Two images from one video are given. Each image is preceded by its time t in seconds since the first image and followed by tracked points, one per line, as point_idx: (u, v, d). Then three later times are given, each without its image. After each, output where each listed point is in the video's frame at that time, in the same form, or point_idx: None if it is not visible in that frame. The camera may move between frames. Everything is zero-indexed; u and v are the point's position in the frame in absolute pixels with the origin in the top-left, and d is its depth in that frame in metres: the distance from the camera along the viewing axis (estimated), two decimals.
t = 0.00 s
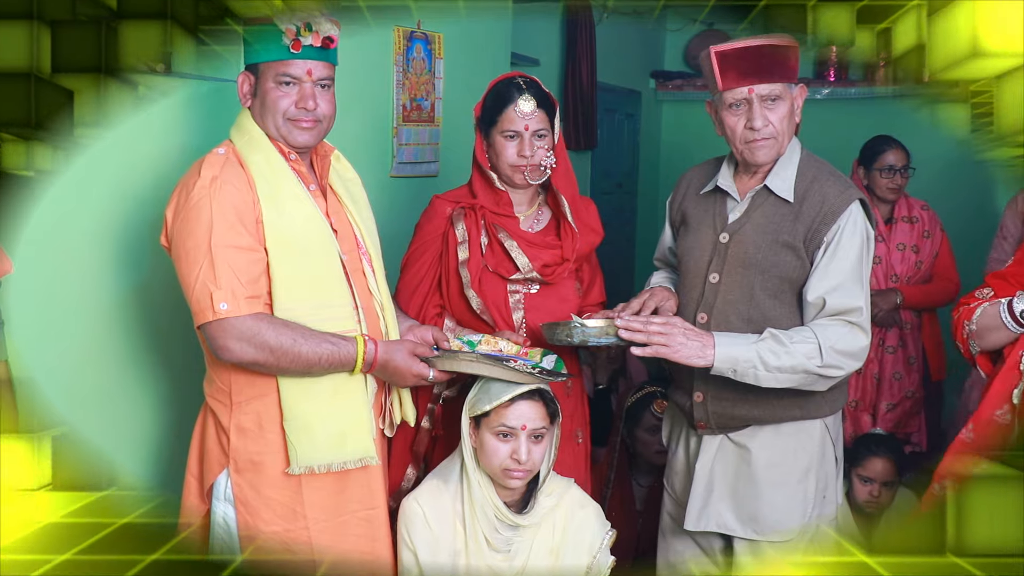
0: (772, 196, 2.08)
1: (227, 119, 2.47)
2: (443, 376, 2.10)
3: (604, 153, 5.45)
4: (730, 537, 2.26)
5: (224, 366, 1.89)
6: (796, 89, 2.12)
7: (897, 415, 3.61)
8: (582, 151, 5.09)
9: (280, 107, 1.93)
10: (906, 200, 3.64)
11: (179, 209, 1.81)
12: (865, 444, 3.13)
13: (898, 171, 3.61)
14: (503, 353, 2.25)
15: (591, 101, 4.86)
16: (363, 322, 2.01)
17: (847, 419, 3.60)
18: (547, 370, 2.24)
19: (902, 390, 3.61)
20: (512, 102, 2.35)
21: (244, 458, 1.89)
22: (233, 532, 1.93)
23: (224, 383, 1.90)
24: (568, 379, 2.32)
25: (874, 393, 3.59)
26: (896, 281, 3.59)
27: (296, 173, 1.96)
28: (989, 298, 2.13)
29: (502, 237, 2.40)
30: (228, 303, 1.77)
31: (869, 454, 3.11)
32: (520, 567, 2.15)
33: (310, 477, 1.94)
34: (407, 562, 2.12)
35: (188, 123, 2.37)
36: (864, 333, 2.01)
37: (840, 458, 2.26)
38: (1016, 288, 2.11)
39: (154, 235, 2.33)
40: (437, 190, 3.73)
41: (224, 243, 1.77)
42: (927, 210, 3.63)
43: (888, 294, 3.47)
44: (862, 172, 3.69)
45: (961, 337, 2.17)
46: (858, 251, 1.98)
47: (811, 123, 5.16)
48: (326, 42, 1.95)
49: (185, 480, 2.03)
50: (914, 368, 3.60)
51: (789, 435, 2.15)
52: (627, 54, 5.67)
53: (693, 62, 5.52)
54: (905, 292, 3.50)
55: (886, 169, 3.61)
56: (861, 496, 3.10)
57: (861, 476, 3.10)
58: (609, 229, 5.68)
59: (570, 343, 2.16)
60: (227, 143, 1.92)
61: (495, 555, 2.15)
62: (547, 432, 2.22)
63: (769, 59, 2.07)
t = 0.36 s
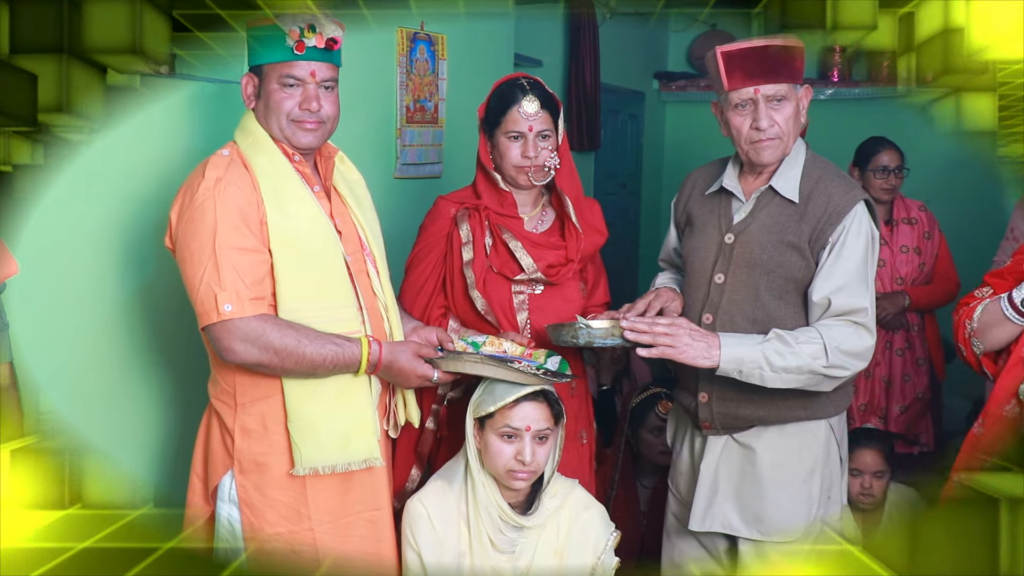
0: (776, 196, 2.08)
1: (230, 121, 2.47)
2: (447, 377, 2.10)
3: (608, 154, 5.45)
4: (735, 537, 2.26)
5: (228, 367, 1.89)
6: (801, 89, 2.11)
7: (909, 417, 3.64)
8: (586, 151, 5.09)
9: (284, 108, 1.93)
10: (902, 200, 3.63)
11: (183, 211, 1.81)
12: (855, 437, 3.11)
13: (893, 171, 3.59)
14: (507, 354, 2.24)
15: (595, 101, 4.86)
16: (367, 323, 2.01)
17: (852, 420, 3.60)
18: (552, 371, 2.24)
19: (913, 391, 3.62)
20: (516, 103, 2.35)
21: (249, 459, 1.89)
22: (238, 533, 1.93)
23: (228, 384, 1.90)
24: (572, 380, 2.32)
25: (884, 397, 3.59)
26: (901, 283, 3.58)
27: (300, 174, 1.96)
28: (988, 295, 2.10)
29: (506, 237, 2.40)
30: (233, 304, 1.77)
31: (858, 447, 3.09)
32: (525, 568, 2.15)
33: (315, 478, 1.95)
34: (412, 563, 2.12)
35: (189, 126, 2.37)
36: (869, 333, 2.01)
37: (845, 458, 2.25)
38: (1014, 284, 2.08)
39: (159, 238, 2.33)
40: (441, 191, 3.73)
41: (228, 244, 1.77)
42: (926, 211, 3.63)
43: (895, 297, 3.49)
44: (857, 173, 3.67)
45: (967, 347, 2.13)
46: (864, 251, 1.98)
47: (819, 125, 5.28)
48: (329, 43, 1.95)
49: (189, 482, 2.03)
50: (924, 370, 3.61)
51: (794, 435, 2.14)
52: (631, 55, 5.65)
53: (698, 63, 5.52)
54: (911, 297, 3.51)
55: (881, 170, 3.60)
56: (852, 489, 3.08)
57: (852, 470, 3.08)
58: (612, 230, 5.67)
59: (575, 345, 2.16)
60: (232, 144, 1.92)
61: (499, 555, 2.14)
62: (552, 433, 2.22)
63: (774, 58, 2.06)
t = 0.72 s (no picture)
0: (781, 198, 2.08)
1: (233, 121, 2.47)
2: (451, 378, 2.10)
3: (611, 154, 5.44)
4: (739, 539, 2.25)
5: (232, 368, 1.89)
6: (805, 90, 2.11)
7: (911, 420, 3.62)
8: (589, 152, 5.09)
9: (287, 109, 1.93)
10: (903, 201, 3.63)
11: (187, 211, 1.80)
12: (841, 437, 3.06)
13: (893, 172, 3.61)
14: (511, 355, 2.24)
15: (598, 102, 4.86)
16: (370, 324, 2.01)
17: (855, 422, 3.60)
18: (555, 372, 2.24)
19: (916, 395, 3.61)
20: (520, 104, 2.35)
21: (252, 460, 1.89)
22: (241, 534, 1.93)
23: (232, 385, 1.90)
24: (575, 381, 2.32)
25: (886, 399, 3.59)
26: (904, 286, 3.58)
27: (303, 175, 1.96)
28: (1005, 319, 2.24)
29: (510, 238, 2.40)
30: (236, 305, 1.77)
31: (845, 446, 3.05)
32: (527, 569, 2.15)
33: (318, 478, 1.95)
34: (414, 564, 2.12)
35: (192, 126, 2.37)
36: (873, 333, 2.00)
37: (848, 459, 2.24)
38: None
39: (163, 239, 2.34)
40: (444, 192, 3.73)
41: (231, 245, 1.77)
42: (927, 213, 3.63)
43: (898, 299, 3.49)
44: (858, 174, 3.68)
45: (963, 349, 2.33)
46: (868, 252, 1.98)
47: (823, 124, 5.34)
48: (333, 44, 1.95)
49: (192, 482, 2.04)
50: (926, 372, 3.60)
51: (797, 436, 2.14)
52: (635, 57, 5.64)
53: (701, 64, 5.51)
54: (914, 299, 3.51)
55: (883, 171, 3.61)
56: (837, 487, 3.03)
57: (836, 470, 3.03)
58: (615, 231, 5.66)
59: (579, 346, 2.15)
60: (235, 145, 1.91)
61: (501, 556, 2.14)
62: (555, 434, 2.22)
63: (780, 59, 2.06)
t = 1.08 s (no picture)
0: (782, 199, 2.07)
1: (235, 121, 2.48)
2: (452, 378, 2.11)
3: (614, 154, 5.42)
4: (740, 540, 2.25)
5: (234, 369, 1.89)
6: (807, 91, 2.11)
7: (912, 421, 3.63)
8: (591, 153, 5.08)
9: (289, 109, 1.93)
10: (903, 204, 3.63)
11: (189, 212, 1.81)
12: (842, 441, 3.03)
13: (898, 173, 3.61)
14: (512, 356, 2.24)
15: (600, 103, 4.85)
16: (372, 325, 2.01)
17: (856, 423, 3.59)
18: (557, 373, 2.24)
19: (917, 396, 3.61)
20: (522, 104, 2.35)
21: (254, 460, 1.89)
22: (243, 534, 1.94)
23: (233, 385, 1.90)
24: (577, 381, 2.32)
25: (886, 400, 3.60)
26: (905, 287, 3.56)
27: (305, 175, 1.97)
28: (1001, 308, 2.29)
29: (511, 239, 2.40)
30: (238, 305, 1.77)
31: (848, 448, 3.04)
32: (528, 569, 2.15)
33: (319, 479, 1.95)
34: (416, 564, 2.12)
35: (193, 126, 2.37)
36: (875, 334, 2.00)
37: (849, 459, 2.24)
38: None
39: (165, 239, 2.35)
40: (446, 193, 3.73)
41: (233, 245, 1.77)
42: (927, 215, 3.63)
43: (899, 300, 3.48)
44: (860, 175, 3.68)
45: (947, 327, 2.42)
46: (869, 253, 1.97)
47: (823, 124, 5.35)
48: (335, 45, 1.95)
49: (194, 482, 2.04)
50: (926, 373, 3.60)
51: (799, 437, 2.13)
52: (637, 57, 5.63)
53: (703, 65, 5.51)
54: (914, 301, 3.50)
55: (886, 171, 3.61)
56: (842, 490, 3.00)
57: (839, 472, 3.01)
58: (618, 232, 5.64)
59: (580, 346, 2.15)
60: (237, 145, 1.92)
61: (503, 557, 2.14)
62: (556, 435, 2.22)
63: (781, 61, 2.06)
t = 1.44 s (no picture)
0: (784, 199, 2.07)
1: (236, 120, 2.46)
2: (453, 378, 2.12)
3: (615, 155, 5.41)
4: (743, 541, 2.25)
5: (234, 369, 1.89)
6: (806, 90, 2.11)
7: (910, 422, 3.61)
8: (592, 153, 5.07)
9: (291, 110, 1.93)
10: (903, 205, 3.63)
11: (189, 212, 1.81)
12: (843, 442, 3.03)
13: (897, 175, 3.61)
14: (513, 356, 2.24)
15: (601, 103, 4.85)
16: (373, 325, 2.01)
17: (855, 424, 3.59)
18: (558, 373, 2.24)
19: (913, 396, 3.60)
20: (522, 104, 2.35)
21: (254, 460, 1.89)
22: (244, 534, 1.94)
23: (234, 385, 1.90)
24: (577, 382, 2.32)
25: (885, 401, 3.59)
26: (904, 288, 3.57)
27: (305, 175, 1.97)
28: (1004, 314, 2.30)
29: (512, 239, 2.40)
30: (239, 305, 1.77)
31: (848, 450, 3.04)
32: (529, 569, 2.15)
33: (320, 479, 1.95)
34: (416, 564, 2.12)
35: (194, 126, 2.36)
36: (876, 333, 2.01)
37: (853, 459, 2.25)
38: None
39: (165, 240, 2.35)
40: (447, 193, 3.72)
41: (234, 245, 1.77)
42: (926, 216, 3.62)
43: (897, 301, 3.48)
44: (859, 175, 3.67)
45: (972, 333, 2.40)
46: (870, 252, 1.98)
47: (823, 124, 5.36)
48: (338, 46, 1.96)
49: (195, 483, 2.03)
50: (925, 374, 3.59)
51: (802, 437, 2.13)
52: (638, 57, 5.63)
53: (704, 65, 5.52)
54: (912, 302, 3.50)
55: (886, 172, 3.61)
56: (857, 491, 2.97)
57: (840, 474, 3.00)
58: (618, 232, 5.63)
59: (580, 346, 2.16)
60: (238, 145, 1.92)
61: (503, 557, 2.14)
62: (557, 435, 2.22)
63: (781, 61, 2.05)
